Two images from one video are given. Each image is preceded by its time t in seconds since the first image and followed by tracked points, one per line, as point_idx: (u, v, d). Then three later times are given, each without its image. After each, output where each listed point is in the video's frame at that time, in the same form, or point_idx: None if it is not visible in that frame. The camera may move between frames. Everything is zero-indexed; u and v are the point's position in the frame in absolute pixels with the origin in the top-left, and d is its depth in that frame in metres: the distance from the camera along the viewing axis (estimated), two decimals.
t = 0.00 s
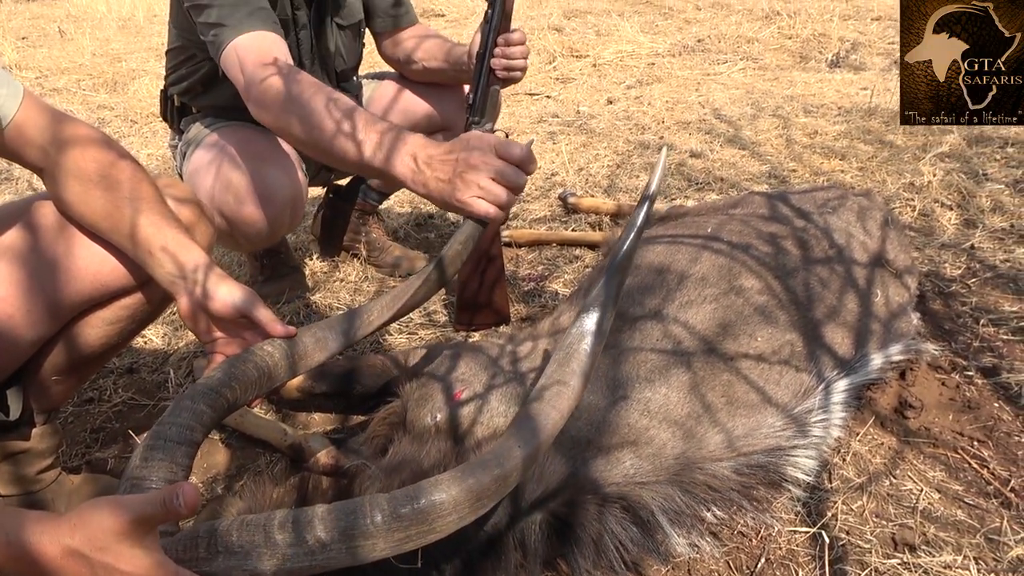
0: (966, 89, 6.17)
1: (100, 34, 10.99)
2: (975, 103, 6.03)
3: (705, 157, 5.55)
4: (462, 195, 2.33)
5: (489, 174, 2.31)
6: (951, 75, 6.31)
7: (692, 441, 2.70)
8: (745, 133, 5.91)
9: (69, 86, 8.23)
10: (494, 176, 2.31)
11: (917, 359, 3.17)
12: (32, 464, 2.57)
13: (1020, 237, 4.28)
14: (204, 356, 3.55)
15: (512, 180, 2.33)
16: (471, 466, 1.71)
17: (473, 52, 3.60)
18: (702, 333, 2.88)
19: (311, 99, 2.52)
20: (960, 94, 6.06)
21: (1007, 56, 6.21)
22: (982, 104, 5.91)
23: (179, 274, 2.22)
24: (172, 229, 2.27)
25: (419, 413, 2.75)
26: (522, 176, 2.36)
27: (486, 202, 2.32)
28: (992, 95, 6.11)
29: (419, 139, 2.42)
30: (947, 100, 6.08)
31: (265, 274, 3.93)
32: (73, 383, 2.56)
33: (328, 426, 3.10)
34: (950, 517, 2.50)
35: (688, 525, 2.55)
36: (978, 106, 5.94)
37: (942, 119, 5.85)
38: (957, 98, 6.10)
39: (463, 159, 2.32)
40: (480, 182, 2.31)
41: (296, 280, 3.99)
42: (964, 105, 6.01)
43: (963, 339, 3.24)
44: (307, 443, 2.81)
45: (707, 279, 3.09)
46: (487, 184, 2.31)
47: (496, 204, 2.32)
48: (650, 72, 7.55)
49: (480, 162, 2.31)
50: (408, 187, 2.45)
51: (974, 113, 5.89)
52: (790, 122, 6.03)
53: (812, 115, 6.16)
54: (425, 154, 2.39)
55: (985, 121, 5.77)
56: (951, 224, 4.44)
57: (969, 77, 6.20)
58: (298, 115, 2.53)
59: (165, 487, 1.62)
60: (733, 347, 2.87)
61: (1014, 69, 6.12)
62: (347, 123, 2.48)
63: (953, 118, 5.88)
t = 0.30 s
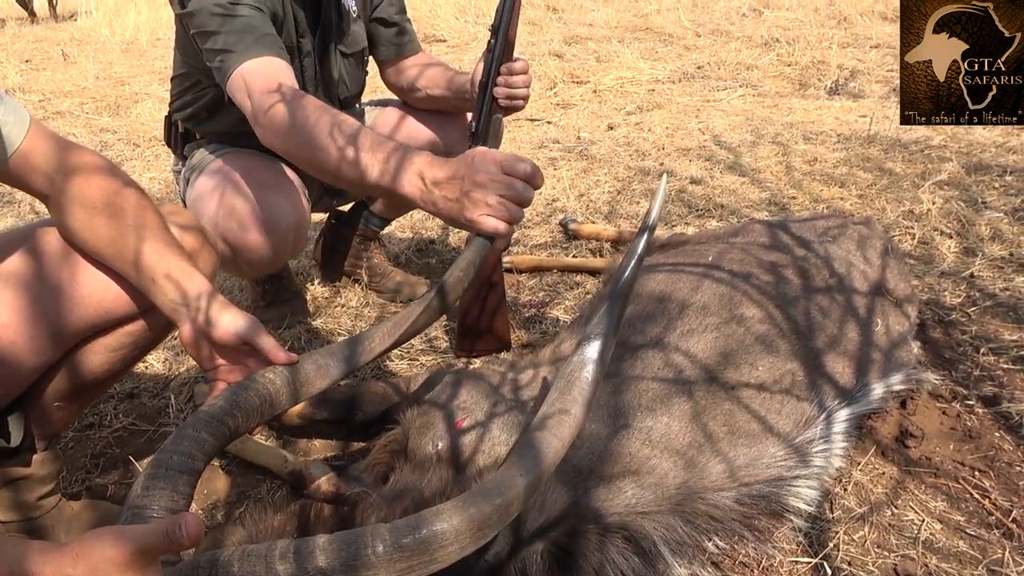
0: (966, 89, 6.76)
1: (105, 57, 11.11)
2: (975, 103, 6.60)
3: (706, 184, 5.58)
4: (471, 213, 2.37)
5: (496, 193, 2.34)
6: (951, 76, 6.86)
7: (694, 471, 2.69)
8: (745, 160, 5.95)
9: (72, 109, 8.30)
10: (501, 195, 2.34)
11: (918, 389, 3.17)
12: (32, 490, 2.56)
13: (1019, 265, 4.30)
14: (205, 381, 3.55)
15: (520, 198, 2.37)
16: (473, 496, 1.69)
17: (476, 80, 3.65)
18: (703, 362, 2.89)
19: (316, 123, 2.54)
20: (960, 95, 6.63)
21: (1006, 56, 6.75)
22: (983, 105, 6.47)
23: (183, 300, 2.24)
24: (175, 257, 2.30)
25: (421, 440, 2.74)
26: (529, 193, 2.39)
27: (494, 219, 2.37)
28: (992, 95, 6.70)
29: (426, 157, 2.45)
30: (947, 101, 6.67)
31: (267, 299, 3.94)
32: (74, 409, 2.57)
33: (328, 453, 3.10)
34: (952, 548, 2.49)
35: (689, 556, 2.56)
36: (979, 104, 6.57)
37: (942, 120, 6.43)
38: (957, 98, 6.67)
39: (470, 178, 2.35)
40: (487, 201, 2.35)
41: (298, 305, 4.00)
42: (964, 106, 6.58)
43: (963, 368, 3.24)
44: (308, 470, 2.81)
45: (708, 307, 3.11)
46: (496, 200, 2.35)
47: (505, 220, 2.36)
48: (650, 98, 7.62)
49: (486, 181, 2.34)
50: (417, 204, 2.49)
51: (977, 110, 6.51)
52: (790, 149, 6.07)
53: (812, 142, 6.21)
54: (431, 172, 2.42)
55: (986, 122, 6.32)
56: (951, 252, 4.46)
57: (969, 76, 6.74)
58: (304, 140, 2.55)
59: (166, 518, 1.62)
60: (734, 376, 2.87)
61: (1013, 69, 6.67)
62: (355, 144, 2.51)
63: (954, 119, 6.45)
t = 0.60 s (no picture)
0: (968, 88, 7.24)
1: (113, 70, 11.19)
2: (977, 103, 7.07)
3: (710, 202, 5.59)
4: (466, 246, 2.36)
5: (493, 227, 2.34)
6: (951, 76, 7.16)
7: (699, 493, 2.68)
8: (749, 178, 5.96)
9: (80, 122, 8.36)
10: (497, 230, 2.33)
11: (923, 412, 3.18)
12: (37, 506, 2.55)
13: None
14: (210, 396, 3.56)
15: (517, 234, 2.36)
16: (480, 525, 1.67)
17: (482, 99, 3.66)
18: (708, 382, 2.89)
19: (322, 145, 2.57)
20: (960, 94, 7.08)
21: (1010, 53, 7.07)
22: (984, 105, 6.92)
23: (190, 319, 2.24)
24: (184, 276, 2.31)
25: (425, 459, 2.74)
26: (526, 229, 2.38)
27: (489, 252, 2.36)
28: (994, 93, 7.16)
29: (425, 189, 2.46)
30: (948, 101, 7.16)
31: (273, 314, 3.96)
32: (80, 425, 2.57)
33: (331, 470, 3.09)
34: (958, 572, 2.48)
35: None
36: (979, 106, 6.95)
37: (942, 120, 6.89)
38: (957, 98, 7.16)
39: (468, 211, 2.35)
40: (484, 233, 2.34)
41: (303, 321, 4.01)
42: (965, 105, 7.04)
43: (969, 390, 3.24)
44: (312, 488, 2.80)
45: (713, 328, 3.11)
46: (492, 236, 2.33)
47: (498, 257, 2.35)
48: (654, 115, 7.65)
49: (483, 215, 2.35)
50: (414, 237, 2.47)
51: (977, 111, 6.92)
52: (794, 167, 6.09)
53: (815, 160, 6.22)
54: (429, 203, 2.42)
55: (985, 121, 6.78)
56: (956, 273, 4.46)
57: (969, 76, 7.04)
58: (308, 160, 2.56)
59: (171, 541, 1.62)
60: (739, 399, 2.86)
61: (1013, 69, 6.97)
62: (356, 171, 2.52)
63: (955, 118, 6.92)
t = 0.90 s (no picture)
0: (966, 89, 7.99)
1: (127, 83, 11.31)
2: (974, 103, 7.84)
3: (720, 219, 5.59)
4: (411, 331, 2.23)
5: (444, 322, 2.20)
6: (951, 76, 8.23)
7: (710, 515, 2.67)
8: (758, 196, 5.96)
9: (94, 133, 8.44)
10: (446, 324, 2.19)
11: (935, 436, 3.16)
12: (46, 520, 2.54)
13: None
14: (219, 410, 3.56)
15: (465, 337, 2.19)
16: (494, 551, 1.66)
17: (494, 118, 3.67)
18: (719, 404, 2.87)
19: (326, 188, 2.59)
20: (962, 93, 7.94)
21: (1003, 57, 8.18)
22: (982, 105, 7.63)
23: (204, 337, 2.26)
24: (200, 296, 2.33)
25: (434, 478, 2.74)
26: (478, 336, 2.21)
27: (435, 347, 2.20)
28: (990, 94, 7.94)
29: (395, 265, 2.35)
30: (947, 102, 7.89)
31: (282, 328, 3.97)
32: (91, 441, 2.58)
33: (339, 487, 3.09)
34: None
35: None
36: (983, 100, 7.87)
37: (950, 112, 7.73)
38: (955, 99, 7.90)
39: (426, 298, 2.23)
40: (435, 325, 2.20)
41: (312, 336, 4.02)
42: (963, 106, 7.75)
43: (981, 413, 3.22)
44: (320, 505, 2.80)
45: (724, 349, 3.10)
46: (441, 330, 2.19)
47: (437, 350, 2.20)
48: (664, 132, 7.68)
49: (438, 306, 2.21)
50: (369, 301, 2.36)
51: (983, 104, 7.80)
52: (803, 185, 6.09)
53: (825, 179, 6.22)
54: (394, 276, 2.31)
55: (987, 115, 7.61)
56: (966, 293, 4.45)
57: (968, 76, 8.11)
58: (296, 187, 2.56)
59: (183, 563, 1.62)
60: (750, 421, 2.85)
61: (1011, 69, 8.09)
62: (343, 218, 2.50)
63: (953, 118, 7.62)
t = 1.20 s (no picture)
0: (965, 90, 8.58)
1: (144, 100, 11.44)
2: (975, 103, 8.46)
3: (732, 241, 5.59)
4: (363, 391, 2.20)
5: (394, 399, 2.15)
6: (951, 74, 8.93)
7: (724, 541, 2.64)
8: (771, 217, 5.95)
9: (111, 151, 8.53)
10: (400, 397, 2.14)
11: (952, 463, 3.15)
12: (60, 537, 2.54)
13: None
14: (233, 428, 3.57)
15: (403, 422, 2.14)
16: None
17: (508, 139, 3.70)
18: (733, 429, 2.86)
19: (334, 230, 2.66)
20: (961, 94, 8.57)
21: (1004, 56, 8.85)
22: (981, 105, 8.22)
23: (220, 356, 2.28)
24: (218, 316, 2.36)
25: (447, 499, 2.74)
26: (417, 425, 2.15)
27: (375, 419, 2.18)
28: (989, 95, 8.54)
29: (387, 327, 2.32)
30: (947, 102, 8.49)
31: (296, 346, 3.99)
32: (107, 458, 2.61)
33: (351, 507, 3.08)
34: None
35: None
36: (980, 98, 8.51)
37: (943, 117, 8.22)
38: (956, 99, 8.49)
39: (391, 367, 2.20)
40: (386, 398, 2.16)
41: (325, 354, 4.03)
42: (962, 106, 8.35)
43: (997, 439, 3.20)
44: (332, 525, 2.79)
45: (738, 372, 3.09)
46: (398, 400, 2.13)
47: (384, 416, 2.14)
48: (676, 152, 7.71)
49: (398, 380, 2.16)
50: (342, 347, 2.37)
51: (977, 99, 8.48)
52: (817, 207, 6.07)
53: (838, 200, 6.21)
54: (375, 339, 2.29)
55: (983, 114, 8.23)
56: (982, 317, 4.42)
57: (969, 75, 8.79)
58: (309, 220, 2.62)
59: None
60: (765, 445, 2.84)
61: (1011, 67, 8.74)
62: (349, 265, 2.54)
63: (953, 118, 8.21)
